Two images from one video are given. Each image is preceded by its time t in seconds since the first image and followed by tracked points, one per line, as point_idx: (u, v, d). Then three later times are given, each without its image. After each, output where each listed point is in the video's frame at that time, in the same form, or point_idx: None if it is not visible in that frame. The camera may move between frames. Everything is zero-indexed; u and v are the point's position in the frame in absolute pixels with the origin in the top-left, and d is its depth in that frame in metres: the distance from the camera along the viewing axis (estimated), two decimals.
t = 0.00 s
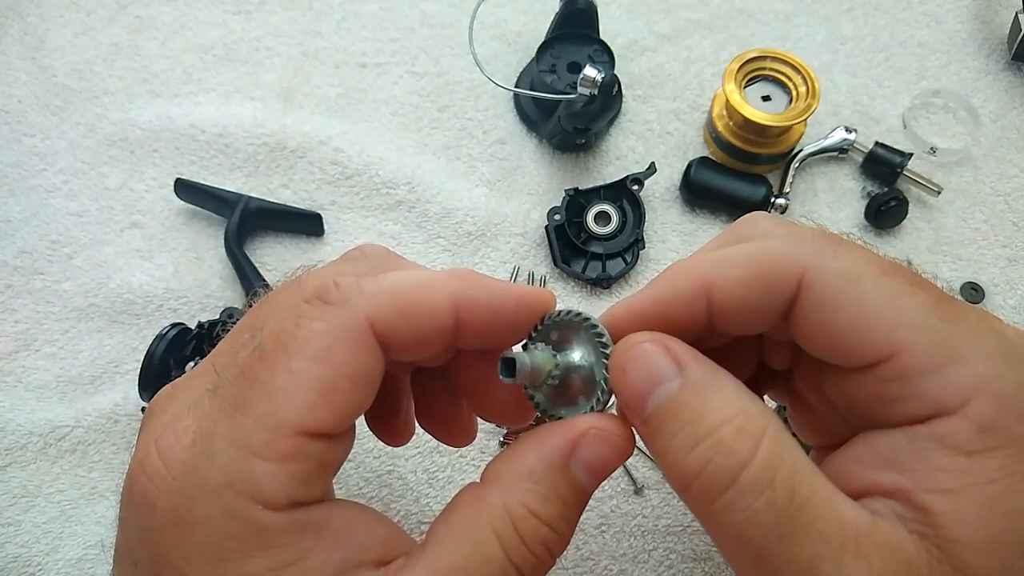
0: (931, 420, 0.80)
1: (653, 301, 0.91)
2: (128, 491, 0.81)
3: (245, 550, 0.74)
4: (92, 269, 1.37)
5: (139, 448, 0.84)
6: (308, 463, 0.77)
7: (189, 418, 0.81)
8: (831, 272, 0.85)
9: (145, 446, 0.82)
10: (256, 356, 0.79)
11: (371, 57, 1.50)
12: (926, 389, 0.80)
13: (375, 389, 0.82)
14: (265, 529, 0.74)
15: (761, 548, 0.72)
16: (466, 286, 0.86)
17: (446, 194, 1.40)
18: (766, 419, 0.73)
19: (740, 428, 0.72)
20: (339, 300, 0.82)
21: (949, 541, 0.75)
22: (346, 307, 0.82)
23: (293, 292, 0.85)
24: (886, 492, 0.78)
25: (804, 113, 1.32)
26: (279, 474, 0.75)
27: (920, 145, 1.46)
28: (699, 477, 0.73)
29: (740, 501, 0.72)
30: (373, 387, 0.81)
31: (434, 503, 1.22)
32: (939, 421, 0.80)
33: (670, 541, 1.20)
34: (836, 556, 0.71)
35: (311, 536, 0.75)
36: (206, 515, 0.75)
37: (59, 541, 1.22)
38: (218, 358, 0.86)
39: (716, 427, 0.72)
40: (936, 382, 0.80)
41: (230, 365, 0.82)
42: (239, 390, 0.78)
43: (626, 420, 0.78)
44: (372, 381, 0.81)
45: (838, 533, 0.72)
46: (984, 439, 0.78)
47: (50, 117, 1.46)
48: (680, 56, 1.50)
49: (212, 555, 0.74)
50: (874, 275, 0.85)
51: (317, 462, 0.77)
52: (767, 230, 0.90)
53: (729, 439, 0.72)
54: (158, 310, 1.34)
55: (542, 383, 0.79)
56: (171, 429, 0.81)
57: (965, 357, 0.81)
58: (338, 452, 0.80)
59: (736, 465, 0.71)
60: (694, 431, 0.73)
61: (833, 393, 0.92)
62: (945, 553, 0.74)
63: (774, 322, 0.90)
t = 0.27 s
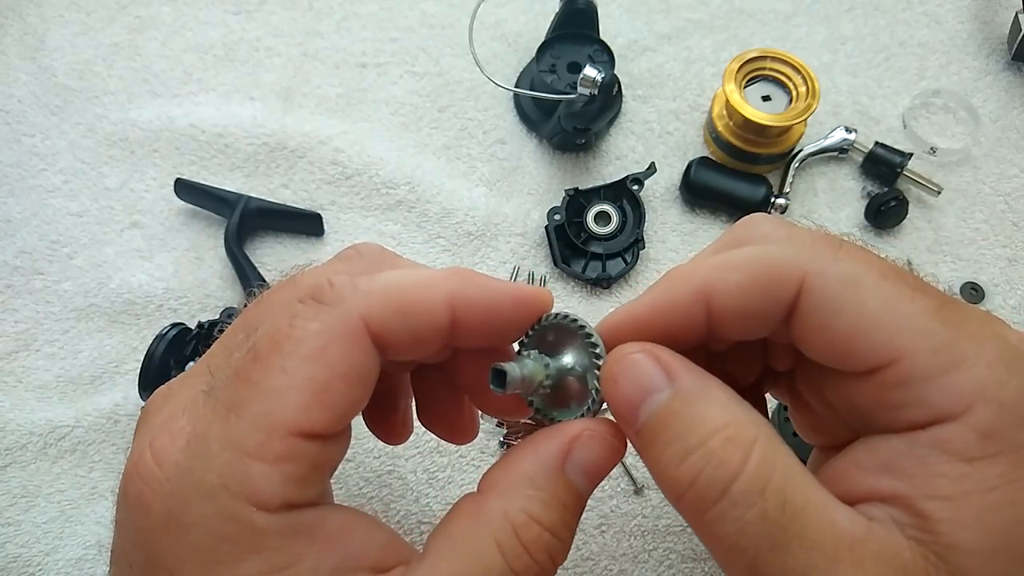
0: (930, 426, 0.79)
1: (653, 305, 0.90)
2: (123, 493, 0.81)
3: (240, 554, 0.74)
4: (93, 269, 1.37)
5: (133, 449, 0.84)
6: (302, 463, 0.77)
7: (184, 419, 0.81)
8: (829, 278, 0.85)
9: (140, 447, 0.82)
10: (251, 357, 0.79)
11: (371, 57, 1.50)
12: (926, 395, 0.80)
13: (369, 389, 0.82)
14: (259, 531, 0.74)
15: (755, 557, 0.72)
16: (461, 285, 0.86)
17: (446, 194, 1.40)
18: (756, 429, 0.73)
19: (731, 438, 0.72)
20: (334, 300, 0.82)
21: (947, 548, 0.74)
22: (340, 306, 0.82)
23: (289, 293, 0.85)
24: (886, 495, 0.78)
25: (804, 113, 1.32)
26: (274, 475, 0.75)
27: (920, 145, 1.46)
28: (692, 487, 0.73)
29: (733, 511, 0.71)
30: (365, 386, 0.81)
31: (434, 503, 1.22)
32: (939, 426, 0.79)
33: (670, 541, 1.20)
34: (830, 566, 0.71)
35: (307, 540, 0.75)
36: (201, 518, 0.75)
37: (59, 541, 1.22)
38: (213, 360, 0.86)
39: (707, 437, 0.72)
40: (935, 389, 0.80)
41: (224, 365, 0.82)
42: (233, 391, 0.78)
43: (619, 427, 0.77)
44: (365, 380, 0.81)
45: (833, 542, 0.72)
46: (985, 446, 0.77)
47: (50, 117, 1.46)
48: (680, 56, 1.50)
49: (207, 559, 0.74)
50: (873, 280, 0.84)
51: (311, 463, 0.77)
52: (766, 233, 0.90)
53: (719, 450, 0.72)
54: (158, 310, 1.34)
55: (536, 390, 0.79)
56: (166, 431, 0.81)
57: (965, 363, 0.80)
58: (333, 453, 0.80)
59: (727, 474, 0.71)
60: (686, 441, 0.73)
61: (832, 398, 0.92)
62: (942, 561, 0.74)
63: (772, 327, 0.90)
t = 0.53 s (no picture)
0: (929, 428, 0.79)
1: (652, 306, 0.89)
2: (122, 492, 0.81)
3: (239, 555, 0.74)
4: (93, 269, 1.37)
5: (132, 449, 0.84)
6: (301, 459, 0.77)
7: (181, 418, 0.81)
8: (830, 279, 0.84)
9: (137, 444, 0.83)
10: (246, 354, 0.79)
11: (371, 57, 1.50)
12: (926, 398, 0.80)
13: (365, 385, 0.82)
14: (258, 529, 0.74)
15: (742, 565, 0.72)
16: (455, 281, 0.86)
17: (446, 194, 1.40)
18: (740, 438, 0.73)
19: (714, 448, 0.72)
20: (330, 297, 0.82)
21: (943, 552, 0.75)
22: (334, 301, 0.82)
23: (281, 288, 0.85)
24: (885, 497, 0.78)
25: (804, 113, 1.32)
26: (273, 471, 0.75)
27: (920, 145, 1.46)
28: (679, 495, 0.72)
29: (720, 521, 0.72)
30: (359, 382, 0.81)
31: (434, 503, 1.22)
32: (939, 429, 0.79)
33: (670, 541, 1.20)
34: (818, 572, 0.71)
35: (305, 544, 0.75)
36: (200, 518, 0.75)
37: (59, 541, 1.22)
38: (209, 357, 0.86)
39: (693, 447, 0.72)
40: (936, 392, 0.79)
41: (220, 363, 0.82)
42: (230, 389, 0.78)
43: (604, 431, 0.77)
44: (360, 375, 0.81)
45: (821, 551, 0.72)
46: (982, 449, 0.78)
47: (50, 117, 1.46)
48: (680, 56, 1.50)
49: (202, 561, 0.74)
50: (875, 283, 0.83)
51: (311, 459, 0.77)
52: (767, 233, 0.89)
53: (702, 460, 0.72)
54: (159, 310, 1.34)
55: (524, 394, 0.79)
56: (163, 429, 0.81)
57: (965, 366, 0.80)
58: (330, 449, 0.80)
59: (711, 485, 0.71)
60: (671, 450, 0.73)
61: (830, 399, 0.92)
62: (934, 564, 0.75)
63: (771, 327, 0.90)
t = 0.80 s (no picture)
0: (927, 424, 0.80)
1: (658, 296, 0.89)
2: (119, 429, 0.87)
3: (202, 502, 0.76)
4: (93, 269, 1.37)
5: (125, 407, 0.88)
6: (271, 404, 0.81)
7: (176, 362, 0.86)
8: (834, 274, 0.84)
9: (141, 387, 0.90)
10: (239, 305, 0.85)
11: (371, 57, 1.50)
12: (925, 394, 0.80)
13: (345, 343, 0.87)
14: (221, 467, 0.77)
15: (743, 550, 0.72)
16: (445, 258, 0.92)
17: (446, 194, 1.40)
18: (748, 425, 0.73)
19: (723, 431, 0.73)
20: (315, 255, 0.87)
21: (942, 548, 0.74)
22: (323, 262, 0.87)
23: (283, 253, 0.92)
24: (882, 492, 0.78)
25: (804, 113, 1.33)
26: (243, 412, 0.80)
27: (920, 145, 1.46)
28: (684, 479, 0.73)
29: (722, 505, 0.72)
30: (342, 342, 0.86)
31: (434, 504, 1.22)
32: (937, 426, 0.79)
33: (670, 541, 1.20)
34: (817, 559, 0.70)
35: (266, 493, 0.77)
36: (172, 455, 0.78)
37: (59, 541, 1.22)
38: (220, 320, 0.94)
39: (701, 431, 0.73)
40: (935, 388, 0.79)
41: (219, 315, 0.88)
42: (219, 337, 0.84)
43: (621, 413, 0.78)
44: (339, 332, 0.86)
45: (820, 538, 0.71)
46: (982, 448, 0.77)
47: (49, 117, 1.46)
48: (680, 56, 1.50)
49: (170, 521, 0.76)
50: (878, 277, 0.83)
51: (281, 404, 0.82)
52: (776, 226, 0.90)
53: (709, 444, 0.72)
54: (159, 310, 1.34)
55: (497, 364, 0.80)
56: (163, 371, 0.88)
57: (966, 364, 0.80)
58: (303, 401, 0.84)
59: (717, 468, 0.72)
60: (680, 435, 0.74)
61: (834, 396, 0.92)
62: (931, 559, 0.74)
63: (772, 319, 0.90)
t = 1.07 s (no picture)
0: (914, 433, 0.79)
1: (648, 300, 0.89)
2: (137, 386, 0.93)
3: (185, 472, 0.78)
4: (93, 269, 1.37)
5: (141, 378, 0.96)
6: (263, 358, 0.86)
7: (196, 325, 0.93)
8: (821, 282, 0.83)
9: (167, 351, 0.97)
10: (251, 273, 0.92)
11: (371, 56, 1.50)
12: (910, 404, 0.79)
13: (341, 310, 0.92)
14: (210, 414, 0.81)
15: (725, 561, 0.72)
16: (446, 235, 0.96)
17: (446, 194, 1.40)
18: (732, 436, 0.74)
19: (706, 444, 0.73)
20: (320, 232, 0.94)
21: (926, 559, 0.74)
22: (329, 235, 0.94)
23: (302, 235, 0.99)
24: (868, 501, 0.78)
25: (804, 113, 1.33)
26: (236, 363, 0.85)
27: (920, 145, 1.46)
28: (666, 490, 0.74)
29: (704, 516, 0.72)
30: (341, 309, 0.92)
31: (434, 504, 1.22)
32: (921, 436, 0.79)
33: (670, 541, 1.20)
34: (798, 567, 0.71)
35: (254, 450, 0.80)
36: (170, 400, 0.83)
37: (59, 541, 1.22)
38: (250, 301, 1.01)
39: (685, 443, 0.73)
40: (922, 397, 0.79)
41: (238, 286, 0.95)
42: (231, 298, 0.91)
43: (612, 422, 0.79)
44: (335, 296, 0.91)
45: (801, 546, 0.72)
46: (966, 458, 0.77)
47: (49, 117, 1.46)
48: (680, 56, 1.50)
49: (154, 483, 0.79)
50: (865, 284, 0.83)
51: (273, 360, 0.87)
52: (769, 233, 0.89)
53: (692, 457, 0.73)
54: (159, 310, 1.34)
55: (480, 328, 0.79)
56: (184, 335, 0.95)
57: (952, 374, 0.79)
58: (297, 362, 0.89)
59: (699, 480, 0.72)
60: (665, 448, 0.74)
61: (823, 402, 0.91)
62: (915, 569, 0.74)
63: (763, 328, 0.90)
